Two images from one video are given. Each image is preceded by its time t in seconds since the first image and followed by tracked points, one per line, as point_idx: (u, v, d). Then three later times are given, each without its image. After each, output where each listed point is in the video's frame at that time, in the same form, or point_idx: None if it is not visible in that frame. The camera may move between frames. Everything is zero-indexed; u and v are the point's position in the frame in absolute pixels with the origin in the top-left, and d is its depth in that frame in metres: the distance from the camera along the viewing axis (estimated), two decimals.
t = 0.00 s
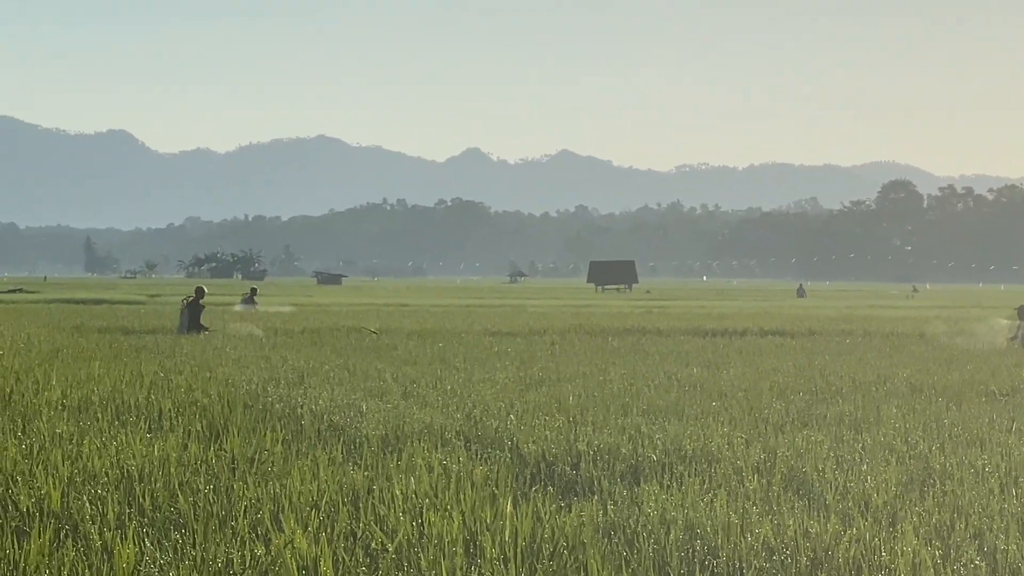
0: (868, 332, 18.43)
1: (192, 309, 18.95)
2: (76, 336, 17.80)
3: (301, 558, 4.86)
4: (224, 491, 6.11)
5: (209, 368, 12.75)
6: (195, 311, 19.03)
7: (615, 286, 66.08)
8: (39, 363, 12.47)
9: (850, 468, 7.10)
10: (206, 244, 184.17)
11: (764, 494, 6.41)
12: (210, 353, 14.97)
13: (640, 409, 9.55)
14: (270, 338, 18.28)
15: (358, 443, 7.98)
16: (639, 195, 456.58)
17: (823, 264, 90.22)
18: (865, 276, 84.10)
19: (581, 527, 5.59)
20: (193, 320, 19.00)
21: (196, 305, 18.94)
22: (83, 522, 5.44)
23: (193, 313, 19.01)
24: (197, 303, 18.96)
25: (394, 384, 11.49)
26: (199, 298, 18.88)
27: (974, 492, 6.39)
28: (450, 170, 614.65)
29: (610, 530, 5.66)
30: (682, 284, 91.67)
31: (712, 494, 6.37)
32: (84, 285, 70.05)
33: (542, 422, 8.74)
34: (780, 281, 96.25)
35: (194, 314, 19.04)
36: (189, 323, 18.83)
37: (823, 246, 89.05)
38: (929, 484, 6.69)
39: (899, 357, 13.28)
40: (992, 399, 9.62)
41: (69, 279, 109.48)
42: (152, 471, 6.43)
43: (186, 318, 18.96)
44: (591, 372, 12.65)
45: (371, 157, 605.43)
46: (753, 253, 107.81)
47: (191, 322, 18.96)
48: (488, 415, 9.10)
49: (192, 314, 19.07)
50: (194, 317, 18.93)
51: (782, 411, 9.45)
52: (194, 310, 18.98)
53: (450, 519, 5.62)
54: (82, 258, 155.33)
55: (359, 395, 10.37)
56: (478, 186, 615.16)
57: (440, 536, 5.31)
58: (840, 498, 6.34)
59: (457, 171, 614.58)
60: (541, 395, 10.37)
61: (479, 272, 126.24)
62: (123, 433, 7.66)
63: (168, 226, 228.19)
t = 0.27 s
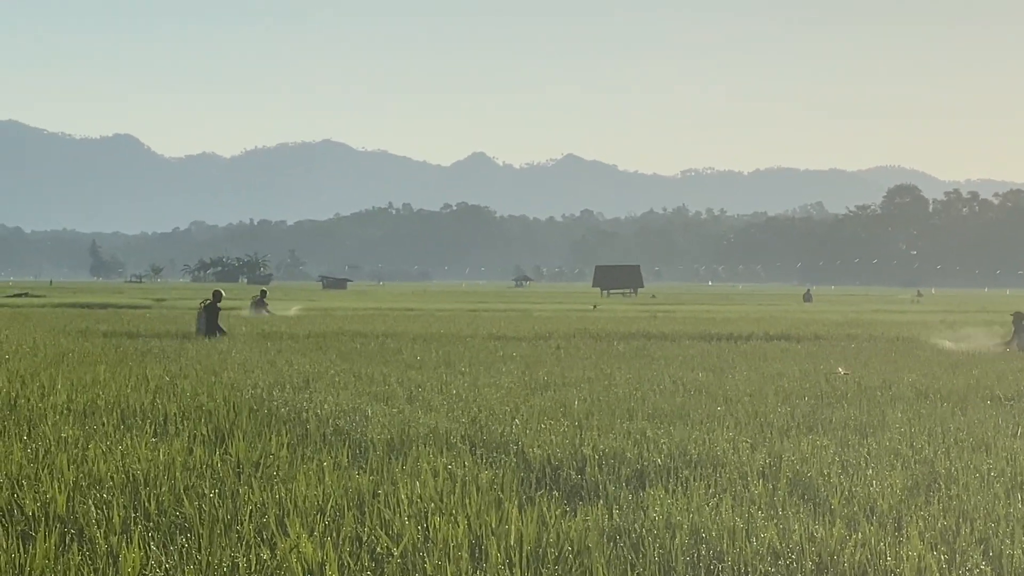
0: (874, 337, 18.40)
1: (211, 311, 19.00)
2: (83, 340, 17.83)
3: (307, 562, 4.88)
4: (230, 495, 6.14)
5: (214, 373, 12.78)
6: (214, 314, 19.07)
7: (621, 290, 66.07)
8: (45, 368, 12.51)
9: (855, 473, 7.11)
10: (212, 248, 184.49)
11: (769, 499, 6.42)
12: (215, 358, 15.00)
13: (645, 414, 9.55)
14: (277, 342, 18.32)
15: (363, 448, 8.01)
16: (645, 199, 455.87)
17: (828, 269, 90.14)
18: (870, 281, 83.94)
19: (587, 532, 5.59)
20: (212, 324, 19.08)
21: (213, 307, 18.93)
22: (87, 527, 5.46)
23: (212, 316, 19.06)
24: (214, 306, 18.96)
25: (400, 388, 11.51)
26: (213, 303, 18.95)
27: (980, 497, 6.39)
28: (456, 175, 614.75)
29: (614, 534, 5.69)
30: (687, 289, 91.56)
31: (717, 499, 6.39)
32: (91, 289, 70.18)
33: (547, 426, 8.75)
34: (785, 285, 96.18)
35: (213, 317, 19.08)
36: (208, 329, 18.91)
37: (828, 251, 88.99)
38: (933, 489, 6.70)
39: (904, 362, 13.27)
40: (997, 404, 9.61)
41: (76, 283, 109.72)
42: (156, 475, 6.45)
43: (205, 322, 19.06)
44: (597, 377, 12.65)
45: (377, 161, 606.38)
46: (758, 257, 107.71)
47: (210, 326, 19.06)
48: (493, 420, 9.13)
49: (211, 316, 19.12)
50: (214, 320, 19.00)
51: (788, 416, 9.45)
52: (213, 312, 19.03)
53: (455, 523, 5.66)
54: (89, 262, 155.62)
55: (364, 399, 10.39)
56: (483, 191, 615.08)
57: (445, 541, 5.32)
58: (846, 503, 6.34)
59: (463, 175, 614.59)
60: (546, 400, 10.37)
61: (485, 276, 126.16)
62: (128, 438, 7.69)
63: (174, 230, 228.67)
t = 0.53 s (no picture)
0: (878, 343, 18.38)
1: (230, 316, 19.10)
2: (86, 346, 17.89)
3: (312, 568, 4.86)
4: (234, 501, 6.15)
5: (217, 379, 12.80)
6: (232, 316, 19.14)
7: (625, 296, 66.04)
8: (48, 373, 12.53)
9: (859, 479, 7.10)
10: (216, 253, 184.74)
11: (773, 504, 6.42)
12: (218, 364, 15.01)
13: (648, 420, 9.54)
14: (279, 348, 18.31)
15: (366, 454, 8.00)
16: (649, 205, 455.34)
17: (832, 275, 90.16)
18: (874, 286, 83.93)
19: (591, 538, 5.60)
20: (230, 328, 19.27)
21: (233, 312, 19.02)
22: (92, 533, 5.47)
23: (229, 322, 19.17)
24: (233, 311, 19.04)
25: (403, 394, 11.51)
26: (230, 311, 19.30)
27: (984, 503, 6.38)
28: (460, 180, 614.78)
29: (617, 540, 5.68)
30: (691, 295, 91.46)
31: (721, 505, 6.38)
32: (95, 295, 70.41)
33: (551, 432, 8.74)
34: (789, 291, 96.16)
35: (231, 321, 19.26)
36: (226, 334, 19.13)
37: (832, 257, 89.01)
38: (938, 495, 6.68)
39: (909, 368, 13.22)
40: (1001, 410, 9.59)
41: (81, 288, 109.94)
42: (160, 482, 6.47)
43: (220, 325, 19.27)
44: (601, 383, 12.63)
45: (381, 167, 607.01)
46: (762, 263, 107.69)
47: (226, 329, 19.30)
48: (497, 426, 9.12)
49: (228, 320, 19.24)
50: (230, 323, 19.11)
51: (792, 422, 9.44)
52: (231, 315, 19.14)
53: (458, 529, 5.66)
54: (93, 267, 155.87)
55: (367, 406, 10.39)
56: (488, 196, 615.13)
57: (448, 547, 5.32)
58: (850, 509, 6.34)
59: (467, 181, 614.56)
60: (551, 406, 10.36)
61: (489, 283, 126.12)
62: (133, 444, 7.70)
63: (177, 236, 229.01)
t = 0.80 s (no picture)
0: (880, 348, 18.40)
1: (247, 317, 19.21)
2: (90, 351, 17.93)
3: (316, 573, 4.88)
4: (237, 507, 6.17)
5: (221, 384, 12.83)
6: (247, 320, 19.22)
7: (628, 301, 66.04)
8: (51, 378, 12.56)
9: (862, 484, 7.12)
10: (219, 258, 184.97)
11: (775, 509, 6.44)
12: (221, 369, 15.04)
13: (651, 425, 9.55)
14: (283, 353, 18.37)
15: (369, 459, 8.02)
16: (652, 209, 455.00)
17: (835, 280, 90.25)
18: (877, 292, 83.99)
19: (593, 543, 5.61)
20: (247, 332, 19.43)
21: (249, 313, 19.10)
22: (94, 537, 5.50)
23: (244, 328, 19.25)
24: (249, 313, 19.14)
25: (405, 399, 11.53)
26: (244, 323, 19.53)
27: (987, 509, 6.40)
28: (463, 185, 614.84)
29: (621, 545, 5.69)
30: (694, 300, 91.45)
31: (725, 509, 6.39)
32: (98, 300, 70.55)
33: (555, 437, 8.76)
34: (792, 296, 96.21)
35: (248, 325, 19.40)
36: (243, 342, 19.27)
37: (835, 262, 89.11)
38: (941, 500, 6.70)
39: (912, 372, 13.24)
40: (1003, 415, 9.60)
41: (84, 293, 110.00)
42: (163, 486, 6.49)
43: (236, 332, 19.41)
44: (604, 388, 12.64)
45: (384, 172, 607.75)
46: (765, 268, 107.78)
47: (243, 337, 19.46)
48: (500, 431, 9.13)
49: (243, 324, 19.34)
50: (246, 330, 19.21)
51: (795, 427, 9.45)
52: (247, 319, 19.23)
53: (461, 534, 5.68)
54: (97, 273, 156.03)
55: (370, 410, 10.42)
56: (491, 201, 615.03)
57: (452, 552, 5.34)
58: (852, 514, 6.36)
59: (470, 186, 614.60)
60: (553, 411, 10.37)
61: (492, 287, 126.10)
62: (137, 449, 7.73)
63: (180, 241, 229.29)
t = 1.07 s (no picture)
0: (882, 352, 18.46)
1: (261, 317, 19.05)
2: (92, 356, 17.93)
3: None
4: (240, 511, 6.17)
5: (224, 388, 12.83)
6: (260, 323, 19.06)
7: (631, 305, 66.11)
8: (55, 383, 12.57)
9: (866, 488, 7.12)
10: (222, 263, 185.14)
11: (779, 513, 6.44)
12: (224, 373, 15.07)
13: (654, 429, 9.57)
14: (286, 358, 18.36)
15: (374, 463, 8.05)
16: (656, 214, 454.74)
17: (839, 286, 90.29)
18: (881, 297, 84.01)
19: (598, 547, 5.63)
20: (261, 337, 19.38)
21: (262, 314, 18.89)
22: (99, 541, 5.52)
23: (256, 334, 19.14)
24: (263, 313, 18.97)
25: (409, 402, 11.55)
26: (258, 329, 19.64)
27: (991, 512, 6.40)
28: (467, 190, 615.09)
29: (626, 548, 5.71)
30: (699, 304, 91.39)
31: (727, 514, 6.40)
32: (101, 305, 70.55)
33: (560, 441, 8.78)
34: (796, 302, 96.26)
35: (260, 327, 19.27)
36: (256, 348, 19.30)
37: (839, 268, 89.17)
38: (944, 505, 6.72)
39: (913, 377, 13.26)
40: (1005, 420, 9.61)
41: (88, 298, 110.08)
42: (167, 491, 6.50)
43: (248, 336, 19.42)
44: (609, 392, 12.64)
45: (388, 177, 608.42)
46: (769, 273, 107.81)
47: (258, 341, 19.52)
48: (504, 435, 9.15)
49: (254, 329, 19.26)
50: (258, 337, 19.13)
51: (799, 431, 9.47)
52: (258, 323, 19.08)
53: (465, 537, 5.69)
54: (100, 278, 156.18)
55: (373, 414, 10.44)
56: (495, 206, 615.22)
57: (455, 555, 5.35)
58: (855, 518, 6.37)
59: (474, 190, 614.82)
60: (556, 416, 10.39)
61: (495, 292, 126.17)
62: (140, 454, 7.74)
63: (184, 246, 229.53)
